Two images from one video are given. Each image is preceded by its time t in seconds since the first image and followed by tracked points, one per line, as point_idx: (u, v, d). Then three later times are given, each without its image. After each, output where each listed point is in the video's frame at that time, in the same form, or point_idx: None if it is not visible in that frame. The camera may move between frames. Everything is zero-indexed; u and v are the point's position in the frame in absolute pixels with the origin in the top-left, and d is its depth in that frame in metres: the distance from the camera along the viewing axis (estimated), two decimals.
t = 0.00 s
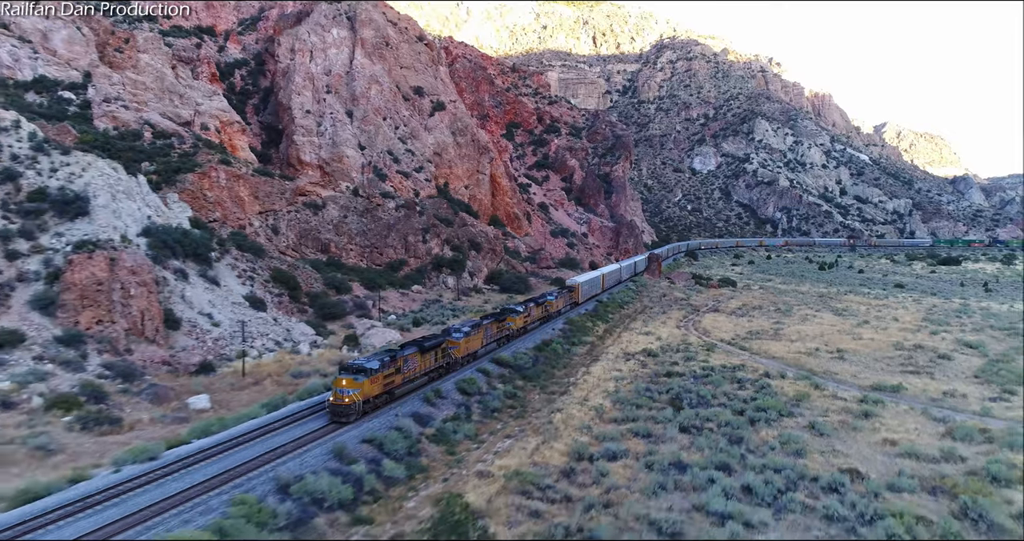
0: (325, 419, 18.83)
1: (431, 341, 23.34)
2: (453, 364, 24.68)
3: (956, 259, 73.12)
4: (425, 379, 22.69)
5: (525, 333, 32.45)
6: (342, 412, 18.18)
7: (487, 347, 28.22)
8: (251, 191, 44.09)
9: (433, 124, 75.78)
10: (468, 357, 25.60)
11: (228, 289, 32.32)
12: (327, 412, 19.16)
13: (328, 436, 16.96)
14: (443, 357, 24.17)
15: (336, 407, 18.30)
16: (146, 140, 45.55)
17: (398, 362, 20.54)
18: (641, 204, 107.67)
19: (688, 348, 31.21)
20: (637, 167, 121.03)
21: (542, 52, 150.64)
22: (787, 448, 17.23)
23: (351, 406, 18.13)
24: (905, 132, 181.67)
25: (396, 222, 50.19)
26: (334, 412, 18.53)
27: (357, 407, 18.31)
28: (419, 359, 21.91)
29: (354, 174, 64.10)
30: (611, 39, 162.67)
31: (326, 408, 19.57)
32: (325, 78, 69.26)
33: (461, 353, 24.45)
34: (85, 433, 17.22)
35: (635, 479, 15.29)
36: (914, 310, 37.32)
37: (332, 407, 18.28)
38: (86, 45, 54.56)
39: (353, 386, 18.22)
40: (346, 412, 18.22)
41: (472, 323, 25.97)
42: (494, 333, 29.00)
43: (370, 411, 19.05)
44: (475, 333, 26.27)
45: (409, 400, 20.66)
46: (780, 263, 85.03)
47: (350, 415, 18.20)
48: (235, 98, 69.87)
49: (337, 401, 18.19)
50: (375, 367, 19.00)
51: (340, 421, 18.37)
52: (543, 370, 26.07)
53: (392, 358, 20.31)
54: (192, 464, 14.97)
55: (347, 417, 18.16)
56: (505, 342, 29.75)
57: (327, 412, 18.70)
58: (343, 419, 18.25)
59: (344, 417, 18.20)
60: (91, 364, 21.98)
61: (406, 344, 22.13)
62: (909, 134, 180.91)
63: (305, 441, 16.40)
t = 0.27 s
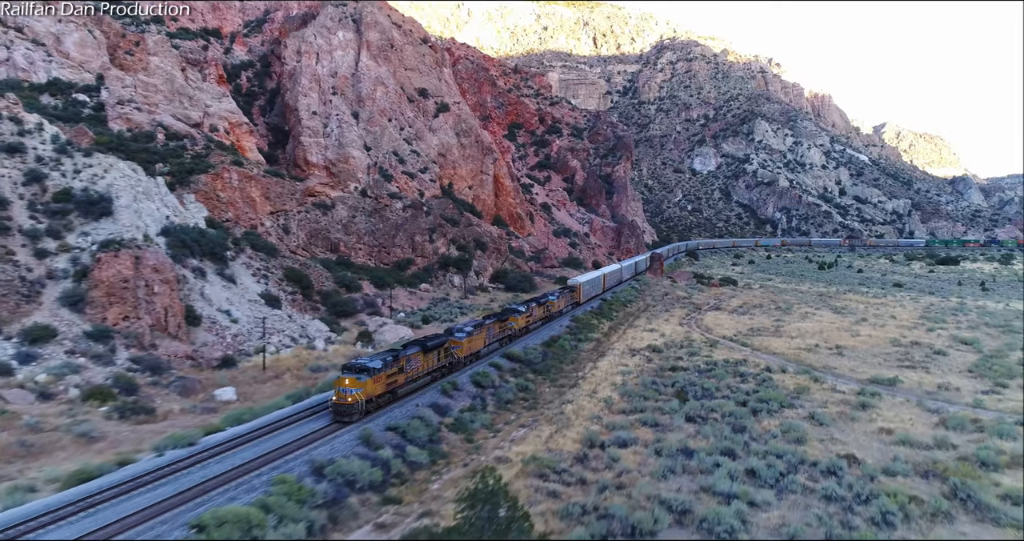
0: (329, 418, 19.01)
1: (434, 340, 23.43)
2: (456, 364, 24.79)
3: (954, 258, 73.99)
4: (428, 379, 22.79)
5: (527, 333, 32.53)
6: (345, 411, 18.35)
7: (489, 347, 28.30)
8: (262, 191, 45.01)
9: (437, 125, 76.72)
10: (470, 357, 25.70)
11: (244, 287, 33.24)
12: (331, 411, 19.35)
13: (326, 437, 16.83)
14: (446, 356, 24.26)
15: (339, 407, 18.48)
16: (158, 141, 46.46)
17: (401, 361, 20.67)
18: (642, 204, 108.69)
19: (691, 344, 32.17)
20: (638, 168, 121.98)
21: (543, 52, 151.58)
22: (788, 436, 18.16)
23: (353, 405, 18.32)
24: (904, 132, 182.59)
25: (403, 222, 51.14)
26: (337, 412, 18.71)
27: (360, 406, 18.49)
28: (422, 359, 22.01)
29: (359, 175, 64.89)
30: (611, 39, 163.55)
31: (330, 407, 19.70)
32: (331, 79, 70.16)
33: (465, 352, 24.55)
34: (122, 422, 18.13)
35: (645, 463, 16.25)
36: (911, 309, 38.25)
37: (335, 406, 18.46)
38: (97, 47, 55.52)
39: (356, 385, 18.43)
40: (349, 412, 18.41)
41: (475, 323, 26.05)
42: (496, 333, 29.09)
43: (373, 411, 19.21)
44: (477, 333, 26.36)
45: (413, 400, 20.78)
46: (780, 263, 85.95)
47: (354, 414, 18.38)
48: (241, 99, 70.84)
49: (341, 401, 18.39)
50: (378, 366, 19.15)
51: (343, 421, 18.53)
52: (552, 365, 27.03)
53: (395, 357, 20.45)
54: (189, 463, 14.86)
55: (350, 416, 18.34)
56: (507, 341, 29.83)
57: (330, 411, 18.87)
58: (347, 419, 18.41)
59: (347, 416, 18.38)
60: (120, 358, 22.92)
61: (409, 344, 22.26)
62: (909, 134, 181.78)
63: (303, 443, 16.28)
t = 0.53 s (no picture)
0: (331, 418, 18.96)
1: (437, 340, 23.38)
2: (459, 363, 24.72)
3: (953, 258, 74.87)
4: (431, 378, 22.74)
5: (528, 332, 32.50)
6: (348, 410, 18.33)
7: (491, 347, 28.25)
8: (273, 192, 45.92)
9: (442, 126, 77.67)
10: (473, 357, 25.67)
11: (259, 285, 34.15)
12: (334, 410, 19.31)
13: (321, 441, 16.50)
14: (449, 356, 24.21)
15: (341, 406, 18.44)
16: (171, 142, 47.43)
17: (404, 361, 20.64)
18: (642, 204, 109.72)
19: (694, 340, 33.14)
20: (639, 168, 122.90)
21: (543, 53, 152.52)
22: (789, 425, 19.09)
23: (356, 404, 18.30)
24: (903, 133, 183.58)
25: (411, 222, 52.13)
26: (340, 411, 18.67)
27: (363, 405, 18.49)
28: (425, 358, 21.97)
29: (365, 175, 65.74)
30: (612, 40, 164.43)
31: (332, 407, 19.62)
32: (337, 81, 71.06)
33: (468, 351, 24.50)
34: (155, 412, 19.06)
35: (653, 450, 17.21)
36: (909, 307, 39.19)
37: (338, 405, 18.44)
38: (109, 50, 56.48)
39: (359, 384, 18.42)
40: (352, 411, 18.41)
41: (477, 323, 25.98)
42: (498, 333, 29.06)
43: (376, 410, 19.20)
44: (480, 333, 26.29)
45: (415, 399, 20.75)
46: (780, 262, 86.89)
47: (356, 413, 18.37)
48: (248, 101, 71.80)
49: (344, 400, 18.37)
50: (380, 365, 19.11)
51: (346, 420, 18.50)
52: (560, 359, 28.05)
53: (398, 356, 20.43)
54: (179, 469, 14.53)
55: (353, 415, 18.34)
56: (509, 341, 29.82)
57: (334, 410, 18.85)
58: (349, 418, 18.40)
59: (350, 416, 18.37)
60: (147, 352, 23.86)
61: (412, 343, 22.22)
62: (908, 134, 182.72)
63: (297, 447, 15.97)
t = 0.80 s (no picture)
0: (333, 417, 19.01)
1: (439, 340, 23.52)
2: (461, 363, 24.87)
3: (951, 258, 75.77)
4: (434, 378, 22.87)
5: (530, 332, 32.65)
6: (350, 410, 18.41)
7: (493, 347, 28.40)
8: (283, 192, 46.82)
9: (446, 128, 78.62)
10: (475, 357, 25.84)
11: (273, 283, 35.08)
12: (335, 410, 19.32)
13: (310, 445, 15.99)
14: (452, 355, 24.39)
15: (344, 406, 18.53)
16: (183, 144, 48.37)
17: (407, 361, 20.75)
18: (643, 204, 110.71)
19: (697, 336, 34.11)
20: (639, 169, 123.81)
21: (544, 54, 153.62)
22: (790, 415, 20.02)
23: (359, 404, 18.40)
24: (903, 133, 184.59)
25: (418, 222, 53.08)
26: (342, 411, 18.75)
27: (365, 405, 18.57)
28: (427, 358, 22.12)
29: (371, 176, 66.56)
30: (613, 41, 165.42)
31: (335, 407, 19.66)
32: (342, 83, 71.93)
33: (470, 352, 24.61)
34: (186, 403, 20.00)
35: (661, 438, 18.15)
36: (907, 305, 40.15)
37: (341, 405, 18.52)
38: (119, 53, 57.33)
39: (361, 384, 18.50)
40: (354, 410, 18.50)
41: (479, 323, 26.12)
42: (501, 333, 29.20)
43: (378, 409, 19.29)
44: (482, 333, 26.42)
45: (418, 399, 20.86)
46: (780, 262, 87.87)
47: (360, 413, 18.46)
48: (254, 102, 72.72)
49: (346, 400, 18.46)
50: (383, 365, 19.20)
51: (348, 420, 18.58)
52: (568, 354, 29.01)
53: (400, 357, 20.54)
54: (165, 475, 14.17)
55: (356, 414, 18.43)
56: (512, 341, 29.97)
57: (336, 409, 18.91)
58: (351, 418, 18.48)
59: (353, 415, 18.43)
60: (171, 347, 24.79)
61: (414, 343, 22.35)
62: (908, 135, 183.72)
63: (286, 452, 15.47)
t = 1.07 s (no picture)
0: (336, 416, 18.90)
1: (442, 339, 23.45)
2: (464, 363, 24.79)
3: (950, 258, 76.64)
4: (436, 377, 22.80)
5: (533, 332, 32.59)
6: (353, 409, 18.32)
7: (496, 346, 28.31)
8: (294, 193, 47.74)
9: (450, 129, 79.54)
10: (478, 356, 25.78)
11: (287, 281, 35.91)
12: (338, 409, 19.20)
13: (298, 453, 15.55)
14: (454, 355, 24.32)
15: (347, 405, 18.44)
16: (195, 145, 49.28)
17: (409, 360, 20.67)
18: (644, 204, 111.69)
19: (700, 333, 35.03)
20: (640, 169, 124.70)
21: (545, 55, 154.53)
22: (791, 406, 20.94)
23: (361, 403, 18.30)
24: (902, 133, 185.50)
25: (424, 222, 54.01)
26: (344, 409, 18.67)
27: (368, 404, 18.46)
28: (430, 358, 22.05)
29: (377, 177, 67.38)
30: (613, 42, 166.15)
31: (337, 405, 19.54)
32: (348, 85, 72.75)
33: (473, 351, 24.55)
34: (213, 394, 20.97)
35: (668, 427, 19.08)
36: (905, 303, 41.06)
37: (343, 404, 18.44)
38: (130, 55, 58.16)
39: (364, 383, 18.38)
40: (357, 410, 18.40)
41: (482, 322, 26.02)
42: (504, 332, 29.10)
43: (381, 409, 19.19)
44: (485, 332, 26.34)
45: (420, 398, 20.78)
46: (780, 262, 88.83)
47: (361, 412, 18.37)
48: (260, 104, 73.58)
49: (348, 399, 18.37)
50: (385, 364, 19.08)
51: (350, 419, 18.46)
52: (575, 350, 29.96)
53: (403, 355, 20.46)
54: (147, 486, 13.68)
55: (358, 414, 18.32)
56: (515, 340, 29.90)
57: (339, 409, 18.81)
58: (354, 417, 18.37)
59: (355, 414, 18.36)
60: (194, 342, 25.71)
61: (416, 343, 22.26)
62: (908, 135, 184.63)
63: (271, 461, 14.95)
